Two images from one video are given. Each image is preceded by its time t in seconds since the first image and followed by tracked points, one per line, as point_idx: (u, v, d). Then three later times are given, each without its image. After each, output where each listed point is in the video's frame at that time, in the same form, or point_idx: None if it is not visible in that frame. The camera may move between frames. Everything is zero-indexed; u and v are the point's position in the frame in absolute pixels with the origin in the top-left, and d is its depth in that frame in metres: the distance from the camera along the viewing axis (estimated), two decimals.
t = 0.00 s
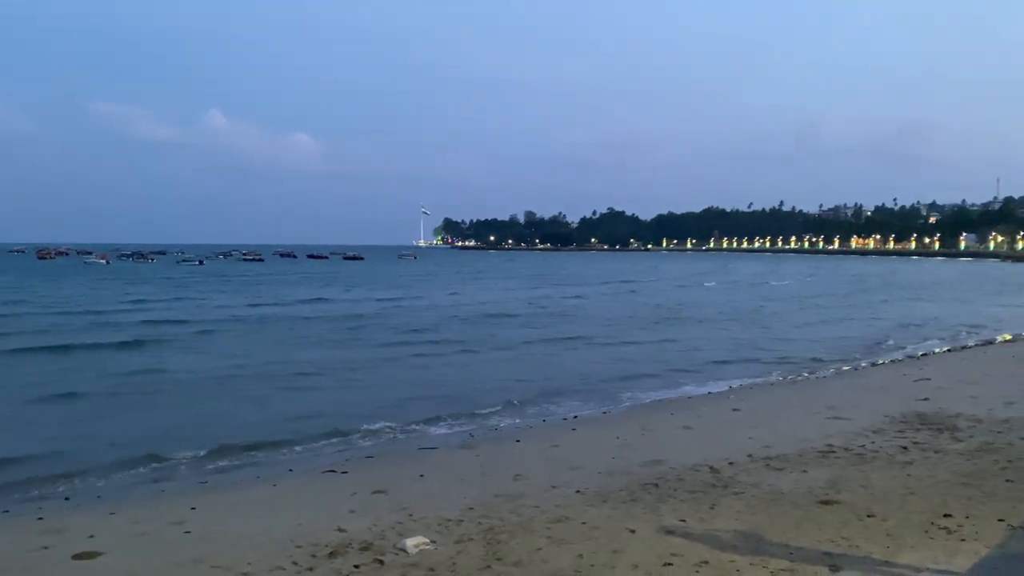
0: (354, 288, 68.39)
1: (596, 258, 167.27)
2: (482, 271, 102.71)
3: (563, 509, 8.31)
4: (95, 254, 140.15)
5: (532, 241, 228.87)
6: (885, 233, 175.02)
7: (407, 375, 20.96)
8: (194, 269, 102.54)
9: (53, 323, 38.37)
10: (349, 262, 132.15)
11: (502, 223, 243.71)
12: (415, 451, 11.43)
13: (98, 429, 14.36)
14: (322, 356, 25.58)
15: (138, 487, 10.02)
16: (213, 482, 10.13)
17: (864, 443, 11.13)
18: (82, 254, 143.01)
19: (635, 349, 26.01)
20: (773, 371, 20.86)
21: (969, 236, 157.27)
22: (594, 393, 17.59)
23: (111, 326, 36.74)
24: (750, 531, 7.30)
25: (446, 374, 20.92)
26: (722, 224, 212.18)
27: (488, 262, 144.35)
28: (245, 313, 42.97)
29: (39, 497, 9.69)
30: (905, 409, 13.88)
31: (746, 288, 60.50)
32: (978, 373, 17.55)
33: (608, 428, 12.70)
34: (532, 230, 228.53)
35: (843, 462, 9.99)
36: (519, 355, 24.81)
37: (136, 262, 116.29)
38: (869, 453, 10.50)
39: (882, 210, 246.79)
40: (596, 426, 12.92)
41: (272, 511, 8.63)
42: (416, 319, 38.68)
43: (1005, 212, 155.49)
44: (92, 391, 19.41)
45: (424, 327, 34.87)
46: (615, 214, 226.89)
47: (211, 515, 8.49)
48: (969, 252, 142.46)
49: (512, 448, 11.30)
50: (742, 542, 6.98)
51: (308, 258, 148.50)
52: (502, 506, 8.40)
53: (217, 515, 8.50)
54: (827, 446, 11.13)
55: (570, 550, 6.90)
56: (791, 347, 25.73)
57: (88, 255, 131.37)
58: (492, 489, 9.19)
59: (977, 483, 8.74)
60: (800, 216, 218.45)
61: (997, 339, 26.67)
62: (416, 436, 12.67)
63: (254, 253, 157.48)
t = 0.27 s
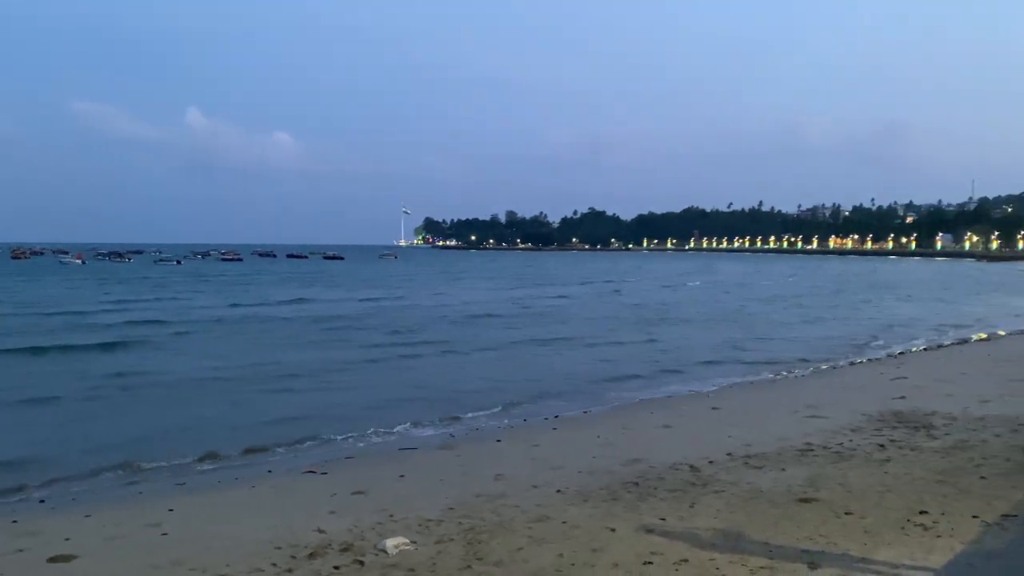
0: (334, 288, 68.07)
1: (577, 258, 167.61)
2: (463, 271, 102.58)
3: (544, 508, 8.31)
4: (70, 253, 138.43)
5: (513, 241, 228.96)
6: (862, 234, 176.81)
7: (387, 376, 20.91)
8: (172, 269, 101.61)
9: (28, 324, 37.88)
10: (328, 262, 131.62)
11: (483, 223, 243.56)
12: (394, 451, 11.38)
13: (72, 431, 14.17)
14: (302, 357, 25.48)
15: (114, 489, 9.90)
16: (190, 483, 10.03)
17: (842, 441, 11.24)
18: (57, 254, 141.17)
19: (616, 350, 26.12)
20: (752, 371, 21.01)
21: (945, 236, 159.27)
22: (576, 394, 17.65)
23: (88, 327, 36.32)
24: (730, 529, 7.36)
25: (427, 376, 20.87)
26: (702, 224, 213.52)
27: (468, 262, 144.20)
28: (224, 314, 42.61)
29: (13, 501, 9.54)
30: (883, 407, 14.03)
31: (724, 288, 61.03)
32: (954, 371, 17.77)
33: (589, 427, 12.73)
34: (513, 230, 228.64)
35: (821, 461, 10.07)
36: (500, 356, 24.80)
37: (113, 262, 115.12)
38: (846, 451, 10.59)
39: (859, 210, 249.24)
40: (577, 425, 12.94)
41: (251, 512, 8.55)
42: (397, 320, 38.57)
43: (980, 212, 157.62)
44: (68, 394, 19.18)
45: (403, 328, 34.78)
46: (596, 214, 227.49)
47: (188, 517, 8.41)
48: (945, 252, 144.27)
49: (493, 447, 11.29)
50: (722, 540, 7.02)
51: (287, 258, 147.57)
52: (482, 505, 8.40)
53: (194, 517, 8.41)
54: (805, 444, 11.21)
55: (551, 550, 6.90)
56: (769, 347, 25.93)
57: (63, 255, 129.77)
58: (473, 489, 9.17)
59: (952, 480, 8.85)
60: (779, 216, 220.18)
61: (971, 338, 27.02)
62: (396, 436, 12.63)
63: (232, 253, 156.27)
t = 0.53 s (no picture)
0: (314, 288, 67.73)
1: (557, 258, 167.84)
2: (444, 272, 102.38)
3: (524, 508, 8.32)
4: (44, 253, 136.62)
5: (494, 241, 228.85)
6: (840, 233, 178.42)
7: (367, 378, 20.85)
8: (149, 269, 100.63)
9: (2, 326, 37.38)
10: (308, 262, 130.92)
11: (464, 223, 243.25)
12: (374, 452, 11.34)
13: (47, 435, 14.00)
14: (282, 359, 25.35)
15: (90, 491, 9.79)
16: (167, 485, 9.95)
17: (820, 440, 11.32)
18: (31, 253, 139.37)
19: (596, 350, 26.20)
20: (732, 370, 21.14)
21: (921, 236, 161.07)
22: (556, 395, 17.69)
23: (64, 329, 35.92)
24: (709, 528, 7.40)
25: (408, 377, 20.82)
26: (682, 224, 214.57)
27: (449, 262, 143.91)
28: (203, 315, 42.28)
29: None
30: (860, 406, 14.17)
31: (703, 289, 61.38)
32: (929, 370, 17.96)
33: (569, 427, 12.76)
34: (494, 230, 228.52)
35: (799, 459, 10.16)
36: (481, 357, 24.81)
37: (89, 262, 113.85)
38: (824, 449, 10.68)
39: (837, 211, 251.44)
40: (557, 424, 12.97)
41: (228, 514, 8.49)
42: (378, 321, 38.44)
43: (955, 212, 159.55)
44: (44, 397, 18.96)
45: (384, 329, 34.68)
46: (577, 214, 227.96)
47: (165, 519, 8.34)
48: (921, 252, 145.96)
49: (473, 448, 11.28)
50: (700, 539, 7.06)
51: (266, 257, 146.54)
52: (462, 505, 8.39)
53: (172, 519, 8.34)
54: (784, 442, 11.30)
55: (531, 549, 6.91)
56: (748, 347, 26.11)
57: (38, 254, 128.17)
58: (452, 489, 9.17)
59: (928, 478, 8.94)
60: (758, 216, 221.67)
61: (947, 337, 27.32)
62: (376, 437, 12.61)
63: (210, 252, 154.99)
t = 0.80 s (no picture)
0: (295, 288, 67.38)
1: (539, 258, 167.96)
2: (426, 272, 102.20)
3: (506, 507, 8.33)
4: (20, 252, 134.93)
5: (476, 240, 228.71)
6: (820, 234, 179.91)
7: (349, 379, 20.79)
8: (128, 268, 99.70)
9: None
10: (289, 262, 130.28)
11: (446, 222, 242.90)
12: (355, 452, 11.31)
13: (23, 438, 13.85)
14: (263, 360, 25.21)
15: (66, 493, 9.69)
16: (146, 486, 9.85)
17: (799, 438, 11.42)
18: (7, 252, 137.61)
19: (578, 350, 26.26)
20: (712, 370, 21.27)
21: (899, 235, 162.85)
22: (538, 395, 17.73)
23: (41, 330, 35.52)
24: (690, 526, 7.44)
25: (390, 379, 20.79)
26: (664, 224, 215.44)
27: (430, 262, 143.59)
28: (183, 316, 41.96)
29: None
30: (839, 404, 14.31)
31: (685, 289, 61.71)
32: (907, 369, 18.14)
33: (550, 426, 12.78)
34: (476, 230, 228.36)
35: (779, 457, 10.23)
36: (463, 358, 24.80)
37: (67, 261, 112.67)
38: (803, 448, 10.77)
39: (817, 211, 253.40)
40: (539, 424, 12.99)
41: (207, 515, 8.43)
42: (359, 322, 38.32)
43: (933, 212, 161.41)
44: (20, 399, 18.74)
45: (365, 330, 34.57)
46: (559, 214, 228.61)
47: (144, 521, 8.27)
48: (899, 252, 147.62)
49: (454, 447, 11.28)
50: (681, 538, 7.09)
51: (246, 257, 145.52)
52: (444, 505, 8.38)
53: (150, 520, 8.27)
54: (763, 441, 11.38)
55: (512, 549, 6.91)
56: (729, 347, 26.27)
57: (14, 254, 126.67)
58: (433, 489, 9.16)
59: (906, 475, 9.05)
60: (739, 216, 223.03)
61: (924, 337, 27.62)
62: (357, 438, 12.57)
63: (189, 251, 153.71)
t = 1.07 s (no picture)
0: (277, 288, 67.05)
1: (523, 257, 168.01)
2: (410, 271, 102.01)
3: (489, 507, 8.33)
4: None
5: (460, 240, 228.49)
6: (801, 233, 181.13)
7: (333, 381, 20.72)
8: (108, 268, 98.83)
9: None
10: (272, 261, 129.63)
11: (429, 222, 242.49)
12: (338, 452, 11.26)
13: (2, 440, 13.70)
14: (245, 361, 25.08)
15: (44, 495, 9.59)
16: (126, 487, 9.76)
17: (780, 437, 11.50)
18: None
19: (562, 351, 26.30)
20: (695, 370, 21.38)
21: (879, 235, 164.27)
22: (522, 395, 17.74)
23: (20, 330, 35.15)
24: (672, 524, 7.47)
25: (374, 380, 20.75)
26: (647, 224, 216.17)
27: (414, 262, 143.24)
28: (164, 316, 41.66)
29: None
30: (820, 403, 14.42)
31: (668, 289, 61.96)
32: (887, 368, 18.30)
33: (534, 426, 12.79)
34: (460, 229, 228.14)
35: (760, 456, 10.29)
36: (447, 359, 24.79)
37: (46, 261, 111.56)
38: (785, 446, 10.85)
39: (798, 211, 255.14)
40: (523, 423, 13.00)
41: (188, 516, 8.37)
42: (342, 322, 38.19)
43: (912, 212, 162.95)
44: None
45: (349, 330, 34.46)
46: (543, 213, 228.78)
47: (123, 523, 8.20)
48: (879, 251, 148.90)
49: (437, 447, 11.26)
50: (664, 536, 7.12)
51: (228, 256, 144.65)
52: (426, 505, 8.37)
53: (130, 522, 8.19)
54: (745, 440, 11.44)
55: (495, 548, 6.91)
56: (712, 347, 26.42)
57: None
58: (416, 489, 9.14)
59: (886, 473, 9.13)
60: (722, 216, 224.22)
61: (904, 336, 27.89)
62: (341, 440, 12.52)
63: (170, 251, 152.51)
